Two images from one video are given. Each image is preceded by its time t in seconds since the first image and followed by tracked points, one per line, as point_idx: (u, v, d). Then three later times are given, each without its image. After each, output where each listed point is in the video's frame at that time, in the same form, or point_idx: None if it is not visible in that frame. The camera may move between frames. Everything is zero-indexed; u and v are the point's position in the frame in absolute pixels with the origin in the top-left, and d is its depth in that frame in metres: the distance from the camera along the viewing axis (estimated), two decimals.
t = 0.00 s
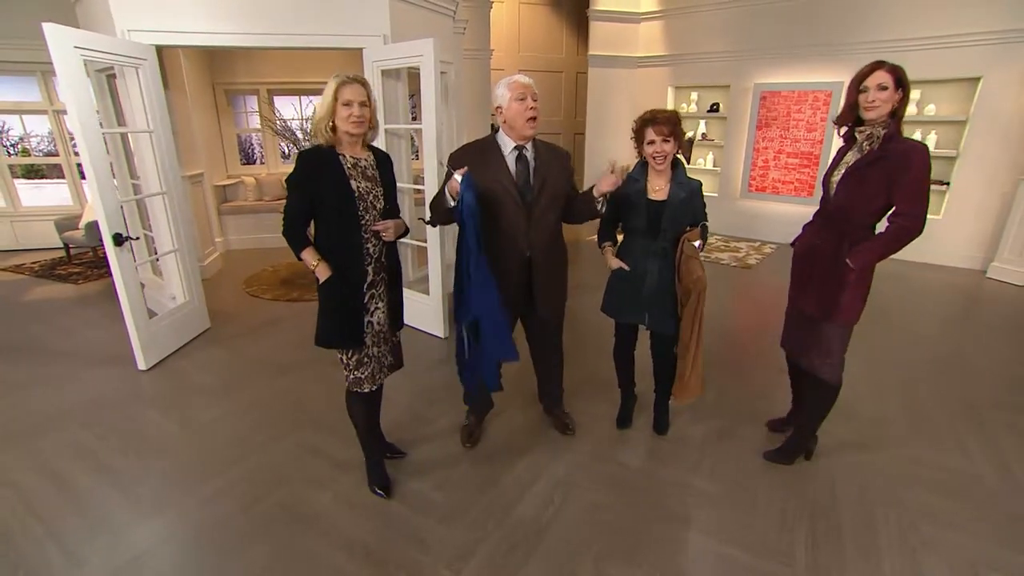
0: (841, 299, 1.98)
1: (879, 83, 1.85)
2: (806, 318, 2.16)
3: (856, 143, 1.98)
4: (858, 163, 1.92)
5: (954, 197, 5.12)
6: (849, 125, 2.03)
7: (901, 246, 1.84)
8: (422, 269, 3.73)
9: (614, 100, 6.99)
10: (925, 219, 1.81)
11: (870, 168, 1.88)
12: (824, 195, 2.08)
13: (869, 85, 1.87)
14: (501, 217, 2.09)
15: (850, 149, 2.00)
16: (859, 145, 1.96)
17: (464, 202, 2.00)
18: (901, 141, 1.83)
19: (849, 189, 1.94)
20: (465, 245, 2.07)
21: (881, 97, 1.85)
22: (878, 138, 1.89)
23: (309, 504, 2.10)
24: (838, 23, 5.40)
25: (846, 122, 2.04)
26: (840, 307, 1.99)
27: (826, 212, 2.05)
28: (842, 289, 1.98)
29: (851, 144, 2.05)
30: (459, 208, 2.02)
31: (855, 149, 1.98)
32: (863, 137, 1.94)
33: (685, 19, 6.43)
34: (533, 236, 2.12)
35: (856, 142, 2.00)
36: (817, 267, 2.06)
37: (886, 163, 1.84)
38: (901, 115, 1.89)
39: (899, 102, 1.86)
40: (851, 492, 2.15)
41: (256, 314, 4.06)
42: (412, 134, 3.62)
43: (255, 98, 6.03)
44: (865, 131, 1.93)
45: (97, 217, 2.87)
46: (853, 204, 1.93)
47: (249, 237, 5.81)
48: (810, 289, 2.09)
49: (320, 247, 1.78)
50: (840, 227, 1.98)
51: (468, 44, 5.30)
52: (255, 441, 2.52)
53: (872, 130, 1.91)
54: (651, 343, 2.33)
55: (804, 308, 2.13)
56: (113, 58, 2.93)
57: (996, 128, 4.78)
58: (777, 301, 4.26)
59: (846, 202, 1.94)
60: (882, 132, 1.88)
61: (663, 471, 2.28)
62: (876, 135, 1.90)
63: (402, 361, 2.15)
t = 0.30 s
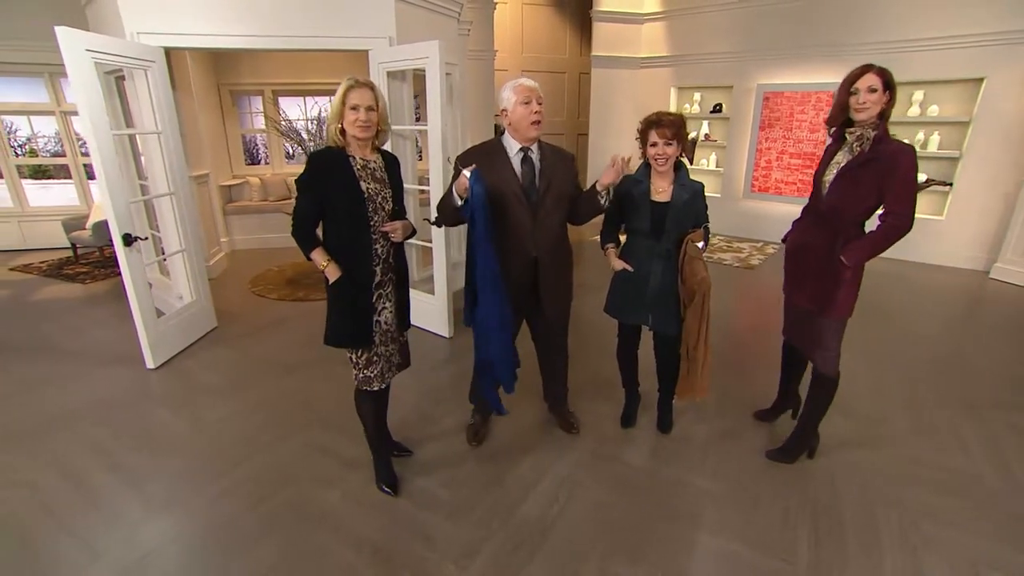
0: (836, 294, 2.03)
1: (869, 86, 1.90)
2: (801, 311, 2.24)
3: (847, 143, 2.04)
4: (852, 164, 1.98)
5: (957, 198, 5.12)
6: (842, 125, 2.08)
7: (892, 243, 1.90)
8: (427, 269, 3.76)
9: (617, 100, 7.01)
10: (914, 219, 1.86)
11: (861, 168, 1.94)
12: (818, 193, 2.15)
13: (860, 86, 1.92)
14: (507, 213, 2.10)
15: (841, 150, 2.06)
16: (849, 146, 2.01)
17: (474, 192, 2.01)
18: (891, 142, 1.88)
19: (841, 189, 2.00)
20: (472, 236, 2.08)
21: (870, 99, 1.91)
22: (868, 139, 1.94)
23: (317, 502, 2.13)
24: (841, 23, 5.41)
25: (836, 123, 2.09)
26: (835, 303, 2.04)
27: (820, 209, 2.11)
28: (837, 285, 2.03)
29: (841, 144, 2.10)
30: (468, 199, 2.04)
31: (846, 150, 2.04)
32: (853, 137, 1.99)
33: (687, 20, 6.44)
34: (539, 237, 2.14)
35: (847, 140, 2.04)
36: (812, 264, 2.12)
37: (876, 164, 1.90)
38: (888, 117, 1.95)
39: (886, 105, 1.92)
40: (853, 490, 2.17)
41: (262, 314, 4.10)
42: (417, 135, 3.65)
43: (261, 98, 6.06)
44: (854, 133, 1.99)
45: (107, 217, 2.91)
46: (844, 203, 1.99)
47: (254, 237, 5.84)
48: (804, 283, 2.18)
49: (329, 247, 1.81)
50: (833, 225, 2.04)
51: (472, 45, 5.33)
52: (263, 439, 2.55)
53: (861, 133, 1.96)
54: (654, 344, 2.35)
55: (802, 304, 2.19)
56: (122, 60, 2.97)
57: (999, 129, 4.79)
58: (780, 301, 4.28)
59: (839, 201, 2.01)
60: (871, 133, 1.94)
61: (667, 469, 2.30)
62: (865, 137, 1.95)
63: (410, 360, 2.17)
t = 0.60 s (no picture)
0: (830, 290, 2.08)
1: (857, 92, 1.94)
2: (792, 307, 2.28)
3: (834, 145, 2.09)
4: (840, 166, 2.03)
5: (954, 199, 5.17)
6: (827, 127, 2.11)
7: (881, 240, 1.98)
8: (429, 269, 3.78)
9: (616, 101, 7.04)
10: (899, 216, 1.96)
11: (850, 169, 2.00)
12: (805, 193, 2.19)
13: (848, 92, 1.96)
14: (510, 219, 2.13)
15: (829, 151, 2.10)
16: (837, 148, 2.06)
17: (479, 201, 2.04)
18: (880, 146, 1.95)
19: (831, 189, 2.05)
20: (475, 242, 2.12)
21: (859, 105, 1.95)
22: (856, 143, 1.99)
23: (322, 500, 2.15)
24: (840, 24, 5.45)
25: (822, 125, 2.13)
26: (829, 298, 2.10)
27: (808, 208, 2.16)
28: (830, 281, 2.09)
29: (825, 145, 2.15)
30: (473, 206, 2.07)
31: (833, 151, 2.08)
32: (841, 140, 2.04)
33: (686, 21, 6.47)
34: (542, 237, 2.16)
35: (834, 143, 2.09)
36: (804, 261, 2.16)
37: (865, 167, 1.96)
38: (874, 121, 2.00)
39: (872, 109, 1.97)
40: (851, 488, 2.20)
41: (263, 314, 4.11)
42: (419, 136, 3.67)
43: (261, 99, 6.07)
44: (843, 135, 2.04)
45: (111, 218, 2.93)
46: (835, 203, 2.04)
47: (254, 237, 5.85)
48: (794, 281, 2.22)
49: (336, 248, 1.83)
50: (824, 223, 2.09)
51: (472, 46, 5.35)
52: (267, 438, 2.57)
53: (850, 136, 2.01)
54: (655, 342, 2.38)
55: (794, 300, 2.23)
56: (126, 62, 2.99)
57: (995, 130, 4.83)
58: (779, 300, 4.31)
59: (829, 201, 2.05)
60: (859, 137, 1.99)
61: (667, 467, 2.33)
62: (854, 140, 2.00)
63: (414, 359, 2.20)
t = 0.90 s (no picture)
0: (823, 285, 2.14)
1: (841, 96, 2.02)
2: (785, 308, 2.29)
3: (819, 147, 2.14)
4: (828, 167, 2.08)
5: (940, 197, 5.25)
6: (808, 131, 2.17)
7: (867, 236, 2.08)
8: (424, 270, 3.79)
9: (608, 101, 7.08)
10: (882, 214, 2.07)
11: (839, 170, 2.06)
12: (791, 194, 2.22)
13: (833, 97, 2.03)
14: (508, 223, 2.16)
15: (814, 153, 2.15)
16: (825, 149, 2.11)
17: (479, 210, 2.07)
18: (865, 148, 2.03)
19: (821, 190, 2.09)
20: (472, 247, 2.14)
21: (843, 109, 2.03)
22: (843, 144, 2.07)
23: (321, 500, 2.16)
24: (829, 26, 5.52)
25: (805, 128, 2.18)
26: (822, 293, 2.15)
27: (796, 209, 2.19)
28: (823, 277, 2.13)
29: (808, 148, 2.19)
30: (473, 212, 2.09)
31: (820, 153, 2.13)
32: (828, 142, 2.10)
33: (677, 22, 6.52)
34: (539, 237, 2.19)
35: (818, 146, 2.14)
36: (796, 260, 2.19)
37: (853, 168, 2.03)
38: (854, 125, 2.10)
39: (854, 113, 2.06)
40: (842, 482, 2.25)
41: (258, 315, 4.10)
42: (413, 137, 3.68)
43: (253, 100, 6.05)
44: (829, 137, 2.11)
45: (105, 221, 2.92)
46: (827, 203, 2.08)
47: (246, 238, 5.82)
48: (787, 280, 2.23)
49: (335, 250, 1.84)
50: (815, 222, 2.13)
51: (465, 47, 5.36)
52: (264, 440, 2.57)
53: (836, 138, 2.08)
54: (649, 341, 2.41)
55: (784, 297, 2.26)
56: (118, 63, 2.98)
57: (979, 130, 4.92)
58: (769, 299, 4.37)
59: (821, 201, 2.09)
60: (845, 139, 2.07)
61: (662, 465, 2.36)
62: (840, 142, 2.08)
63: (415, 359, 2.22)
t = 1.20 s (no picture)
0: (808, 281, 2.21)
1: (817, 100, 2.08)
2: (773, 305, 2.32)
3: (800, 148, 2.19)
4: (810, 167, 2.14)
5: (915, 195, 5.40)
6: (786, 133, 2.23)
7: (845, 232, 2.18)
8: (412, 271, 3.79)
9: (591, 102, 7.14)
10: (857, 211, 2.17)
11: (821, 171, 2.12)
12: (773, 194, 2.27)
13: (809, 101, 2.09)
14: (508, 231, 2.17)
15: (795, 153, 2.19)
16: (806, 150, 2.17)
17: (489, 223, 2.08)
18: (844, 149, 2.11)
19: (805, 189, 2.14)
20: (482, 262, 2.15)
21: (819, 113, 2.08)
22: (823, 145, 2.13)
23: (314, 502, 2.15)
24: (807, 28, 5.63)
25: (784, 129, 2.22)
26: (806, 288, 2.23)
27: (780, 208, 2.24)
28: (807, 273, 2.21)
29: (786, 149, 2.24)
30: (479, 223, 2.10)
31: (802, 153, 2.18)
32: (809, 143, 2.15)
33: (659, 23, 6.60)
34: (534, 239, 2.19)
35: (798, 148, 2.19)
36: (782, 258, 2.24)
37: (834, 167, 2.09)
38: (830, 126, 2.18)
39: (830, 115, 2.13)
40: (825, 473, 2.31)
41: (243, 319, 4.06)
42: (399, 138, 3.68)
43: (234, 101, 5.97)
44: (808, 138, 2.16)
45: (86, 225, 2.88)
46: (811, 202, 2.14)
47: (228, 241, 5.75)
48: (775, 277, 2.26)
49: (326, 252, 1.84)
50: (800, 221, 2.18)
51: (449, 48, 5.36)
52: (253, 444, 2.55)
53: (816, 139, 2.14)
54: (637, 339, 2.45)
55: (769, 293, 2.31)
56: (97, 64, 2.93)
57: (951, 130, 5.08)
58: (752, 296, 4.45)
59: (806, 200, 2.15)
60: (824, 140, 2.14)
61: (652, 460, 2.40)
62: (819, 143, 2.14)
63: (406, 361, 2.22)
